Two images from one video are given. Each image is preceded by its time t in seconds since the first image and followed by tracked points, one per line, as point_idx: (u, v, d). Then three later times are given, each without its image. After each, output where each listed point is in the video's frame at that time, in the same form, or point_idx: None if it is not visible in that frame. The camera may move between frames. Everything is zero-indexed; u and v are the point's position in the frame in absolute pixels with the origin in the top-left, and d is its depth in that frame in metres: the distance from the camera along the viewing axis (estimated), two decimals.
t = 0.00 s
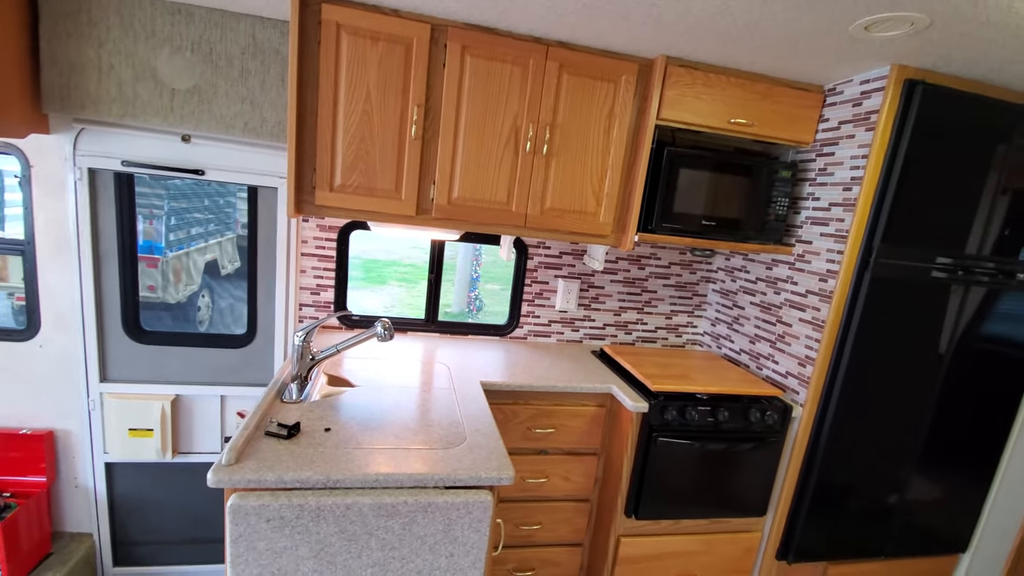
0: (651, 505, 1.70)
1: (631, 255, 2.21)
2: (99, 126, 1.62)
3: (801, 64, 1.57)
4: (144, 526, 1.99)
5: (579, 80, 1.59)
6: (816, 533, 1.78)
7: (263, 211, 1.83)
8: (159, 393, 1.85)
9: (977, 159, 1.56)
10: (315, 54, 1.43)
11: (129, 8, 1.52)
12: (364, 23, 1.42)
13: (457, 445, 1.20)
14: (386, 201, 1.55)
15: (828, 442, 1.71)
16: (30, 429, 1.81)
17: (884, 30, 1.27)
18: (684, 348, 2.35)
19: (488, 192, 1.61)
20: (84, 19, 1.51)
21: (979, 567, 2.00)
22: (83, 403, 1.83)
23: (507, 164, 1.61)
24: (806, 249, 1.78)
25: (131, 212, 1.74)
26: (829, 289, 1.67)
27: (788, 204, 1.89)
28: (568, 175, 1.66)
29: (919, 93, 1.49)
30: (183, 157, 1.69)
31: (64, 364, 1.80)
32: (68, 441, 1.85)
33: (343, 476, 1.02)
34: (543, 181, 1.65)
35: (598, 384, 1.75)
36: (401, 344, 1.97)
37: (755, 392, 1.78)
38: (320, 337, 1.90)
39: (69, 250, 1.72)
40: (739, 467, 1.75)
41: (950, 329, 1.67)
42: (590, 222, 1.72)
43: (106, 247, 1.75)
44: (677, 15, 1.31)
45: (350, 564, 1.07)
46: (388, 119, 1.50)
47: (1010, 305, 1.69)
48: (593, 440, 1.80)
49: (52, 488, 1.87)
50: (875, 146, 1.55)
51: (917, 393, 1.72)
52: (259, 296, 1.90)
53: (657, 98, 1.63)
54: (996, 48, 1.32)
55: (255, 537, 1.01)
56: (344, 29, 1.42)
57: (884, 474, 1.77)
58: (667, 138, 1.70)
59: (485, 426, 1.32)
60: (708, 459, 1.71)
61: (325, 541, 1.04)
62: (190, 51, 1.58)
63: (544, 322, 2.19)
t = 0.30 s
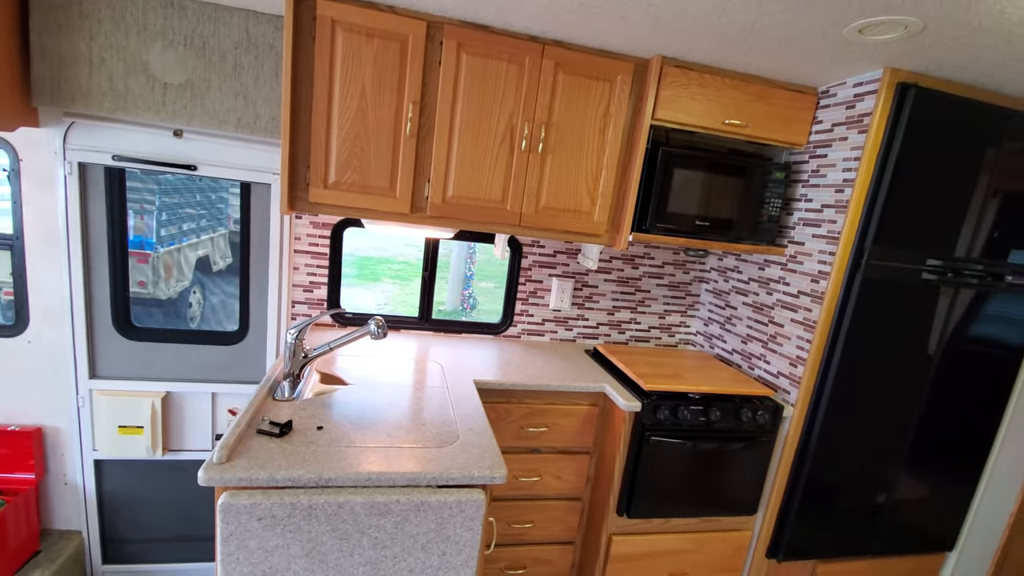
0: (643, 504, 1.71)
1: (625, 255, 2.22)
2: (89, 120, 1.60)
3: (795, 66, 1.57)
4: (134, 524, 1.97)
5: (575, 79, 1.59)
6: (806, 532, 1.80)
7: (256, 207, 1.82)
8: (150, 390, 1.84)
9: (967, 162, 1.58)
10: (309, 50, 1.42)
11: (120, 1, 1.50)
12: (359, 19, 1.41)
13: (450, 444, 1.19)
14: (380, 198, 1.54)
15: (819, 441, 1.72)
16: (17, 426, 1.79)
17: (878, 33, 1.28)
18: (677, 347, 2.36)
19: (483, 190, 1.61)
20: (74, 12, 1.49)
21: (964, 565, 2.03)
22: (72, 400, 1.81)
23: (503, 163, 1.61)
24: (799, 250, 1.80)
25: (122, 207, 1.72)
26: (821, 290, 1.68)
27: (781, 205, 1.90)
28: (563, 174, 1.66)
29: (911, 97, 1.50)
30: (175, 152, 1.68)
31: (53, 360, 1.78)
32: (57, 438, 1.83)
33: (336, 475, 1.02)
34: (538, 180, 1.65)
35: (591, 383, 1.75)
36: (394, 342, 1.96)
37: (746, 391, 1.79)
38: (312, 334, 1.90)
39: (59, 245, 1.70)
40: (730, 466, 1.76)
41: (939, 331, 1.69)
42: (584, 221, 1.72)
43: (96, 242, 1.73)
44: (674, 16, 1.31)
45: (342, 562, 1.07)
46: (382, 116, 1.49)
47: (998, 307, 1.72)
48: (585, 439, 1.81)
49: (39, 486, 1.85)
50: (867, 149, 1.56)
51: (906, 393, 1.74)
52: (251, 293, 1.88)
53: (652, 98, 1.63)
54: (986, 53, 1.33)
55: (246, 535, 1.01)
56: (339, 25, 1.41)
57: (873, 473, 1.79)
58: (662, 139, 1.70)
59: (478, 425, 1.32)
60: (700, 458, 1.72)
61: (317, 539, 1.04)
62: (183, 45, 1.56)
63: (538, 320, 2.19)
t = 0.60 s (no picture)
0: (635, 501, 1.72)
1: (620, 253, 2.22)
2: (80, 114, 1.58)
3: (789, 66, 1.58)
4: (125, 521, 1.96)
5: (570, 77, 1.59)
6: (797, 529, 1.82)
7: (249, 203, 1.80)
8: (141, 386, 1.83)
9: (959, 164, 1.59)
10: (303, 45, 1.41)
11: None
12: (354, 14, 1.41)
13: (443, 441, 1.19)
14: (375, 195, 1.54)
15: (810, 440, 1.74)
16: (6, 422, 1.77)
17: (871, 35, 1.29)
18: (670, 346, 2.37)
19: (479, 187, 1.61)
20: (65, 3, 1.47)
21: (952, 562, 2.06)
22: (62, 396, 1.79)
23: (498, 161, 1.60)
24: (792, 250, 1.81)
25: (113, 201, 1.70)
26: (813, 289, 1.70)
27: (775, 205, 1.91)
28: (559, 171, 1.66)
29: (903, 98, 1.51)
30: (168, 146, 1.66)
31: (43, 356, 1.76)
32: (46, 434, 1.81)
33: (328, 471, 1.02)
34: (534, 178, 1.65)
35: (585, 380, 1.76)
36: (388, 339, 1.96)
37: (739, 390, 1.80)
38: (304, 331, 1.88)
39: (48, 240, 1.68)
40: (722, 464, 1.77)
41: (929, 330, 1.71)
42: (579, 219, 1.72)
43: (86, 237, 1.71)
44: (669, 15, 1.31)
45: (334, 559, 1.06)
46: (377, 112, 1.48)
47: (987, 307, 1.74)
48: (579, 437, 1.82)
49: (28, 482, 1.83)
50: (860, 150, 1.57)
51: (896, 392, 1.75)
52: (244, 289, 1.87)
53: (648, 96, 1.63)
54: (977, 55, 1.35)
55: (237, 532, 1.00)
56: (334, 20, 1.40)
57: (863, 471, 1.81)
58: (657, 137, 1.71)
59: (471, 422, 1.32)
60: (692, 455, 1.73)
61: (308, 536, 1.04)
62: (176, 38, 1.55)
63: (532, 318, 2.20)
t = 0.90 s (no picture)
0: (632, 500, 1.71)
1: (620, 251, 2.21)
2: (80, 105, 1.58)
3: (792, 65, 1.57)
4: (121, 513, 1.96)
5: (572, 73, 1.58)
6: (794, 529, 1.81)
7: (249, 196, 1.80)
8: (139, 379, 1.83)
9: (962, 165, 1.58)
10: (304, 38, 1.41)
11: None
12: (356, 8, 1.40)
13: (438, 437, 1.19)
14: (374, 189, 1.53)
15: (808, 440, 1.73)
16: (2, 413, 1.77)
17: (874, 34, 1.28)
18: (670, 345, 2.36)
19: (478, 182, 1.60)
20: None
21: (948, 564, 2.05)
22: (59, 388, 1.79)
23: (498, 157, 1.60)
24: (793, 250, 1.80)
25: (112, 193, 1.70)
26: (814, 289, 1.69)
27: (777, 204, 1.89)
28: (559, 168, 1.65)
29: (907, 98, 1.50)
30: (168, 138, 1.66)
31: (40, 347, 1.76)
32: (43, 425, 1.81)
33: (322, 465, 1.01)
34: (534, 174, 1.64)
35: (583, 378, 1.75)
36: (387, 335, 1.95)
37: (738, 390, 1.79)
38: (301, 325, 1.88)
39: (47, 232, 1.68)
40: (720, 464, 1.77)
41: (929, 332, 1.70)
42: (579, 216, 1.72)
43: (86, 229, 1.71)
44: (671, 12, 1.31)
45: (327, 553, 1.06)
46: (377, 107, 1.48)
47: (988, 309, 1.72)
48: (576, 435, 1.81)
49: (24, 474, 1.83)
50: (863, 150, 1.56)
51: (896, 393, 1.74)
52: (243, 284, 1.87)
53: (650, 93, 1.62)
54: (981, 56, 1.33)
55: (229, 524, 1.00)
56: (335, 13, 1.40)
57: (862, 473, 1.80)
58: (659, 135, 1.69)
59: (467, 418, 1.31)
60: (690, 455, 1.72)
61: (301, 530, 1.03)
62: (177, 30, 1.54)
63: (532, 316, 2.19)
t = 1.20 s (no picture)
0: (639, 503, 1.68)
1: (630, 249, 2.17)
2: (90, 106, 1.60)
3: (807, 55, 1.51)
4: (134, 507, 2.00)
5: (578, 67, 1.55)
6: (808, 535, 1.75)
7: (256, 195, 1.81)
8: (150, 376, 1.85)
9: (988, 157, 1.50)
10: (306, 36, 1.40)
11: None
12: (358, 5, 1.39)
13: (437, 438, 1.17)
14: (377, 187, 1.52)
15: (824, 444, 1.67)
16: (19, 410, 1.80)
17: (893, 21, 1.22)
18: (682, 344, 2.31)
19: (482, 179, 1.58)
20: None
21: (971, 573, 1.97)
22: (73, 385, 1.82)
23: (503, 154, 1.57)
24: (809, 247, 1.74)
25: (125, 193, 1.73)
26: (830, 288, 1.62)
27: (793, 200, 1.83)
28: (565, 164, 1.62)
29: (928, 88, 1.43)
30: (175, 138, 1.67)
31: (54, 345, 1.79)
32: (58, 421, 1.85)
33: (318, 465, 1.01)
34: (539, 171, 1.61)
35: (590, 378, 1.72)
36: (393, 334, 1.94)
37: (750, 391, 1.74)
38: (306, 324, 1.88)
39: (61, 231, 1.70)
40: (731, 467, 1.72)
41: (952, 333, 1.62)
42: (586, 213, 1.68)
43: (99, 229, 1.73)
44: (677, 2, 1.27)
45: (322, 554, 1.06)
46: (380, 104, 1.46)
47: (1016, 309, 1.64)
48: (583, 436, 1.78)
49: (40, 469, 1.87)
50: (881, 142, 1.49)
51: (916, 396, 1.67)
52: (251, 282, 1.88)
53: (658, 87, 1.58)
54: (1009, 43, 1.27)
55: (224, 523, 1.00)
56: (337, 10, 1.39)
57: (880, 478, 1.73)
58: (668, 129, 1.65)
59: (469, 418, 1.29)
60: (699, 458, 1.68)
61: (296, 530, 1.03)
62: (183, 31, 1.55)
63: (540, 315, 2.16)
